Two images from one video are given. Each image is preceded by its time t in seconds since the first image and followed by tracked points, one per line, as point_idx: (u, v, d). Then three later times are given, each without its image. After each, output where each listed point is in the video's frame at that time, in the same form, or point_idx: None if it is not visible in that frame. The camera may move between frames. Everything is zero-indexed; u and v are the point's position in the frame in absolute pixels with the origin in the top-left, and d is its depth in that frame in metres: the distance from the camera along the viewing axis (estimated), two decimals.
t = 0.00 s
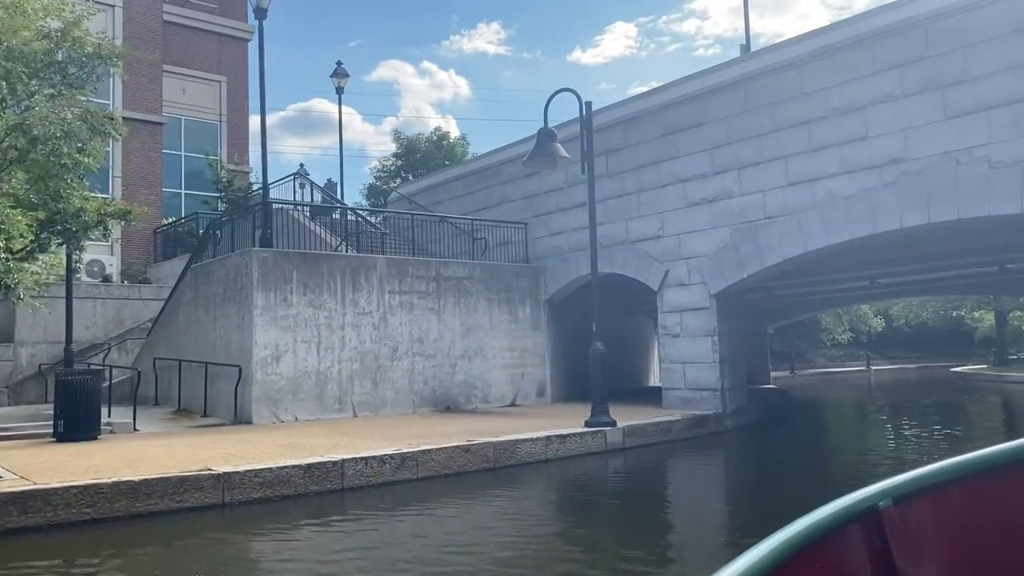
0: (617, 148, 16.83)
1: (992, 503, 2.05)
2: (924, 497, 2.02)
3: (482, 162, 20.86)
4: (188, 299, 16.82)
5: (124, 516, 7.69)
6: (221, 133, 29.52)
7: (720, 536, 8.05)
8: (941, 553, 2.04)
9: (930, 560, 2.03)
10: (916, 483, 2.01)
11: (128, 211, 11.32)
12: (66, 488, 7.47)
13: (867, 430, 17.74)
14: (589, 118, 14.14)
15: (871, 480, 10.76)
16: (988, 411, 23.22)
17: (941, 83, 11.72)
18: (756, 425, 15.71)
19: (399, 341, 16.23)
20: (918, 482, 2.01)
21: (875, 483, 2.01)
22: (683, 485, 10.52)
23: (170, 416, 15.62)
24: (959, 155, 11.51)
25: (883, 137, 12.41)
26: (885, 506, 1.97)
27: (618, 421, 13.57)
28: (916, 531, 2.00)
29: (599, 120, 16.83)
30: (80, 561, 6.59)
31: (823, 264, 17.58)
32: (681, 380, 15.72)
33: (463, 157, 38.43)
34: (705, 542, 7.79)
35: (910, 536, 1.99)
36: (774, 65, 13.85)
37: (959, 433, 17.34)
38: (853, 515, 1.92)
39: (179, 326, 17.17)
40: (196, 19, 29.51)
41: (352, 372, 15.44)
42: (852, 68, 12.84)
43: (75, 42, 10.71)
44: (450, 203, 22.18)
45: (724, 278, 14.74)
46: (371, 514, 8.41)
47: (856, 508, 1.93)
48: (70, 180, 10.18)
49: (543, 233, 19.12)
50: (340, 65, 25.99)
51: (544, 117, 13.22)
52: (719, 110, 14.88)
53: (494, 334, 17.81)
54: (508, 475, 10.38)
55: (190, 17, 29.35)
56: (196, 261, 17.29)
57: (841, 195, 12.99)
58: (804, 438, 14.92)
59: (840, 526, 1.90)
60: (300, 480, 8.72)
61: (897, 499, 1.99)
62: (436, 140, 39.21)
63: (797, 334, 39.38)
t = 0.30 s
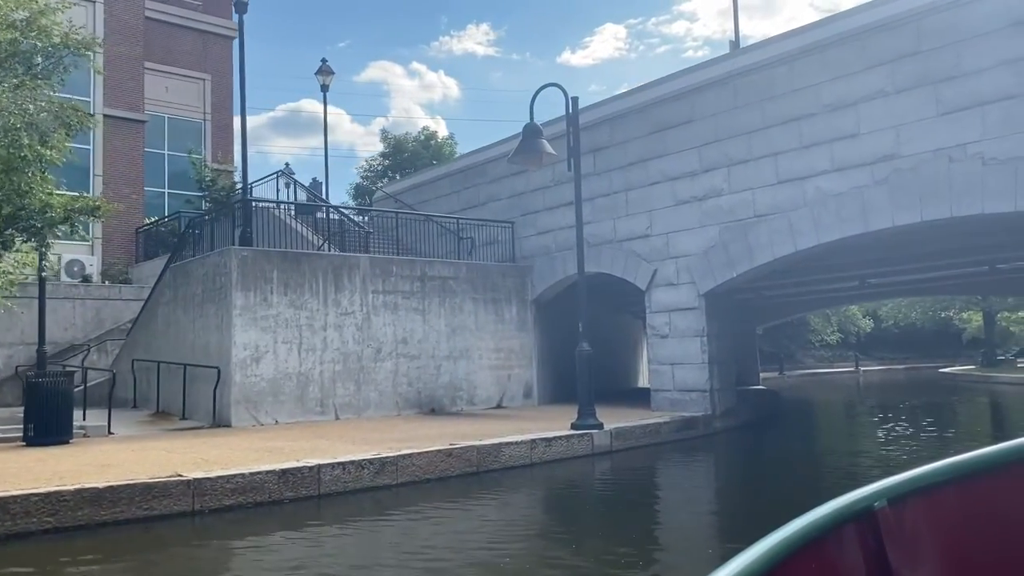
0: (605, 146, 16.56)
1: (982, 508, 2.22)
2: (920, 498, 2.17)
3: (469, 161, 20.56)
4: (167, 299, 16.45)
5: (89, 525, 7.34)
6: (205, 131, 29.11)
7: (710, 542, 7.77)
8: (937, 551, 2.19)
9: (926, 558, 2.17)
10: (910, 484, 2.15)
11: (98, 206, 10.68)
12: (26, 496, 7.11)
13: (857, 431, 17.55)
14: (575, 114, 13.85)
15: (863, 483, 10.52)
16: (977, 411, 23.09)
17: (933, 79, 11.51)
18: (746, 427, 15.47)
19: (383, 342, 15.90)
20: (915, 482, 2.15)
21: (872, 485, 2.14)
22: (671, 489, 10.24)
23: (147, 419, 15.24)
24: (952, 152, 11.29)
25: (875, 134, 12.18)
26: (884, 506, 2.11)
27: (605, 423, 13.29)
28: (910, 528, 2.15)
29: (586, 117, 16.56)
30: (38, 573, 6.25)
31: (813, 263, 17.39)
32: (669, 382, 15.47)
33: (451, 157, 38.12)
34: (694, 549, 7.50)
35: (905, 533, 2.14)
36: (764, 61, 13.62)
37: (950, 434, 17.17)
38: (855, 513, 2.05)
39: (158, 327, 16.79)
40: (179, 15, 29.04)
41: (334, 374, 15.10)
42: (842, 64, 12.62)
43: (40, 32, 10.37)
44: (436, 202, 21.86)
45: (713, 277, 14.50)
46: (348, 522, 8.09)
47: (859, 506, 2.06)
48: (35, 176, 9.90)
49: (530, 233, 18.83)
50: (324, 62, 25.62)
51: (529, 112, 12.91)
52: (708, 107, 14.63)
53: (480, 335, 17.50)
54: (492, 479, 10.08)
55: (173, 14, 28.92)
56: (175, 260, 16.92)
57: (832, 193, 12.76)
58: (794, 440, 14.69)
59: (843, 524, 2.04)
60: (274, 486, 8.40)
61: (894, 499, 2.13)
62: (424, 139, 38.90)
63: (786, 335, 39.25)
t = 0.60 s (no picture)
0: (592, 143, 16.30)
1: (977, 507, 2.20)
2: (915, 499, 2.15)
3: (454, 158, 20.23)
4: (144, 298, 16.07)
5: (48, 533, 7.00)
6: (188, 128, 28.66)
7: (699, 547, 7.50)
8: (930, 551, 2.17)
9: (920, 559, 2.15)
10: (904, 485, 2.13)
11: (62, 202, 10.29)
12: None
13: (846, 433, 17.36)
14: (561, 110, 13.57)
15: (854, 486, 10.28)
16: (964, 413, 22.98)
17: (925, 74, 11.30)
18: (734, 429, 15.23)
19: (365, 342, 15.58)
20: (911, 483, 2.13)
21: (867, 485, 2.11)
22: (658, 492, 9.97)
23: (123, 421, 14.87)
24: (944, 149, 11.08)
25: (866, 130, 11.97)
26: (876, 507, 2.08)
27: (591, 425, 13.01)
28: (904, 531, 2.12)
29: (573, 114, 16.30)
30: None
31: (801, 262, 17.17)
32: (656, 383, 15.23)
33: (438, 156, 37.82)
34: (682, 554, 7.23)
35: (901, 535, 2.10)
36: (753, 56, 13.39)
37: (938, 435, 17.00)
38: (845, 515, 2.02)
39: (135, 327, 16.41)
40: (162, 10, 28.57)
41: (314, 375, 14.77)
42: (833, 59, 12.40)
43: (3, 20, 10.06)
44: (421, 200, 21.54)
45: (701, 277, 14.27)
46: (323, 529, 7.77)
47: (850, 508, 2.03)
48: None
49: (516, 231, 18.53)
50: (309, 58, 25.27)
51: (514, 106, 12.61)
52: (696, 103, 14.39)
53: (465, 335, 17.20)
54: (474, 484, 9.78)
55: (156, 9, 28.44)
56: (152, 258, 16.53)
57: (822, 191, 12.54)
58: (783, 442, 14.46)
59: (832, 526, 2.00)
60: (246, 492, 8.08)
61: (888, 500, 2.10)
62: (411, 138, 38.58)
63: (773, 335, 39.17)
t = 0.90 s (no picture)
0: (578, 140, 16.05)
1: (966, 505, 1.90)
2: (906, 498, 1.86)
3: (439, 155, 19.92)
4: (120, 296, 15.69)
5: (3, 541, 6.67)
6: (169, 124, 28.20)
7: (684, 552, 7.25)
8: (925, 553, 1.88)
9: (912, 562, 1.86)
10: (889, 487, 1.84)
11: (23, 193, 10.61)
12: None
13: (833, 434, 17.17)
14: (546, 105, 13.30)
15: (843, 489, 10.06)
16: (951, 414, 22.87)
17: (916, 70, 11.10)
18: (721, 430, 15.00)
19: (346, 341, 15.26)
20: (902, 481, 1.85)
21: (857, 481, 1.84)
22: (643, 495, 9.72)
23: (96, 421, 14.49)
24: (935, 146, 10.89)
25: (856, 127, 11.76)
26: (867, 507, 1.80)
27: (576, 427, 12.74)
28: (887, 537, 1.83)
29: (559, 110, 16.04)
30: None
31: (788, 260, 16.96)
32: (642, 383, 14.99)
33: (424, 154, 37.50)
34: (666, 560, 6.97)
35: (891, 536, 1.83)
36: (742, 52, 13.18)
37: (925, 437, 16.85)
38: (834, 515, 1.75)
39: (110, 325, 16.03)
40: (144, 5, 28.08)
41: (293, 375, 14.45)
42: (822, 55, 12.20)
43: None
44: (404, 198, 21.22)
45: (687, 276, 14.04)
46: (294, 535, 7.47)
47: (839, 507, 1.76)
48: None
49: (501, 229, 18.25)
50: (292, 54, 24.92)
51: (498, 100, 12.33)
52: (684, 100, 14.16)
53: (448, 334, 16.90)
54: (454, 487, 9.50)
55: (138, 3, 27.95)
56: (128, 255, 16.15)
57: (811, 189, 12.33)
58: (770, 444, 14.24)
59: (818, 527, 1.74)
60: (214, 496, 7.77)
61: (879, 499, 1.82)
62: (397, 136, 38.25)
63: (759, 336, 39.10)
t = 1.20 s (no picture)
0: (564, 135, 15.77)
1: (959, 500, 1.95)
2: (901, 496, 1.91)
3: (422, 150, 19.59)
4: (93, 293, 15.28)
5: None
6: (149, 118, 27.72)
7: (669, 556, 6.97)
8: (919, 550, 1.93)
9: (907, 559, 1.92)
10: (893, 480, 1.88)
11: None
12: None
13: (820, 435, 16.97)
14: (531, 98, 12.99)
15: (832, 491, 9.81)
16: (937, 415, 22.75)
17: (907, 64, 10.88)
18: (707, 431, 14.76)
19: (325, 340, 14.92)
20: (898, 480, 1.89)
21: (855, 481, 1.87)
22: (628, 498, 9.44)
23: (67, 422, 14.08)
24: (926, 141, 10.67)
25: (847, 122, 11.52)
26: (861, 505, 1.84)
27: (559, 428, 12.45)
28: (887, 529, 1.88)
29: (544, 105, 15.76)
30: None
31: (775, 258, 16.73)
32: (628, 383, 14.72)
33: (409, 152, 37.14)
34: (651, 565, 6.69)
35: (885, 535, 1.87)
36: (730, 46, 12.93)
37: (912, 438, 16.67)
38: (829, 513, 1.79)
39: (83, 323, 15.62)
40: None
41: (271, 374, 14.10)
42: (812, 49, 11.97)
43: None
44: (387, 194, 20.88)
45: (674, 274, 13.78)
46: (261, 541, 7.15)
47: (834, 505, 1.79)
48: None
49: (485, 226, 17.94)
50: (274, 48, 24.49)
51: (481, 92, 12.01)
52: (671, 94, 13.90)
53: (431, 333, 16.57)
54: (432, 491, 9.19)
55: None
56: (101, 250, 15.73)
57: (799, 186, 12.10)
58: (757, 445, 14.01)
59: (813, 525, 1.76)
60: (179, 501, 7.45)
61: (875, 497, 1.86)
62: (382, 133, 37.88)
63: (744, 336, 39.00)
